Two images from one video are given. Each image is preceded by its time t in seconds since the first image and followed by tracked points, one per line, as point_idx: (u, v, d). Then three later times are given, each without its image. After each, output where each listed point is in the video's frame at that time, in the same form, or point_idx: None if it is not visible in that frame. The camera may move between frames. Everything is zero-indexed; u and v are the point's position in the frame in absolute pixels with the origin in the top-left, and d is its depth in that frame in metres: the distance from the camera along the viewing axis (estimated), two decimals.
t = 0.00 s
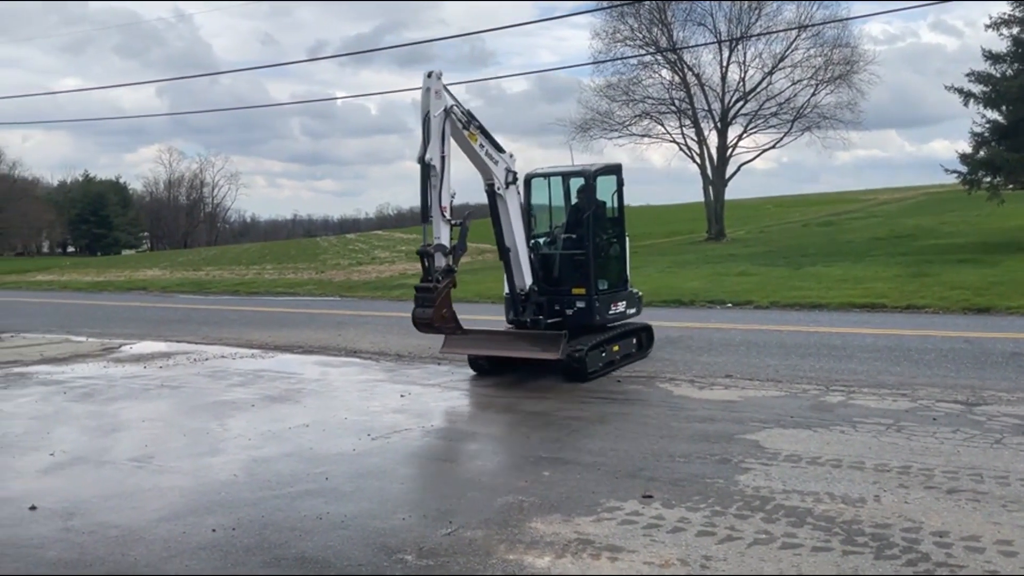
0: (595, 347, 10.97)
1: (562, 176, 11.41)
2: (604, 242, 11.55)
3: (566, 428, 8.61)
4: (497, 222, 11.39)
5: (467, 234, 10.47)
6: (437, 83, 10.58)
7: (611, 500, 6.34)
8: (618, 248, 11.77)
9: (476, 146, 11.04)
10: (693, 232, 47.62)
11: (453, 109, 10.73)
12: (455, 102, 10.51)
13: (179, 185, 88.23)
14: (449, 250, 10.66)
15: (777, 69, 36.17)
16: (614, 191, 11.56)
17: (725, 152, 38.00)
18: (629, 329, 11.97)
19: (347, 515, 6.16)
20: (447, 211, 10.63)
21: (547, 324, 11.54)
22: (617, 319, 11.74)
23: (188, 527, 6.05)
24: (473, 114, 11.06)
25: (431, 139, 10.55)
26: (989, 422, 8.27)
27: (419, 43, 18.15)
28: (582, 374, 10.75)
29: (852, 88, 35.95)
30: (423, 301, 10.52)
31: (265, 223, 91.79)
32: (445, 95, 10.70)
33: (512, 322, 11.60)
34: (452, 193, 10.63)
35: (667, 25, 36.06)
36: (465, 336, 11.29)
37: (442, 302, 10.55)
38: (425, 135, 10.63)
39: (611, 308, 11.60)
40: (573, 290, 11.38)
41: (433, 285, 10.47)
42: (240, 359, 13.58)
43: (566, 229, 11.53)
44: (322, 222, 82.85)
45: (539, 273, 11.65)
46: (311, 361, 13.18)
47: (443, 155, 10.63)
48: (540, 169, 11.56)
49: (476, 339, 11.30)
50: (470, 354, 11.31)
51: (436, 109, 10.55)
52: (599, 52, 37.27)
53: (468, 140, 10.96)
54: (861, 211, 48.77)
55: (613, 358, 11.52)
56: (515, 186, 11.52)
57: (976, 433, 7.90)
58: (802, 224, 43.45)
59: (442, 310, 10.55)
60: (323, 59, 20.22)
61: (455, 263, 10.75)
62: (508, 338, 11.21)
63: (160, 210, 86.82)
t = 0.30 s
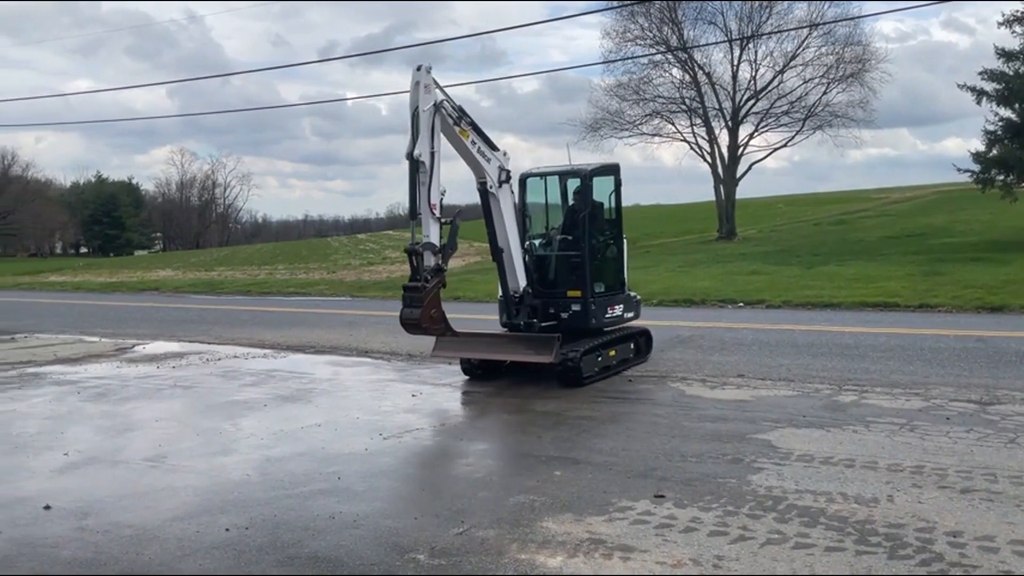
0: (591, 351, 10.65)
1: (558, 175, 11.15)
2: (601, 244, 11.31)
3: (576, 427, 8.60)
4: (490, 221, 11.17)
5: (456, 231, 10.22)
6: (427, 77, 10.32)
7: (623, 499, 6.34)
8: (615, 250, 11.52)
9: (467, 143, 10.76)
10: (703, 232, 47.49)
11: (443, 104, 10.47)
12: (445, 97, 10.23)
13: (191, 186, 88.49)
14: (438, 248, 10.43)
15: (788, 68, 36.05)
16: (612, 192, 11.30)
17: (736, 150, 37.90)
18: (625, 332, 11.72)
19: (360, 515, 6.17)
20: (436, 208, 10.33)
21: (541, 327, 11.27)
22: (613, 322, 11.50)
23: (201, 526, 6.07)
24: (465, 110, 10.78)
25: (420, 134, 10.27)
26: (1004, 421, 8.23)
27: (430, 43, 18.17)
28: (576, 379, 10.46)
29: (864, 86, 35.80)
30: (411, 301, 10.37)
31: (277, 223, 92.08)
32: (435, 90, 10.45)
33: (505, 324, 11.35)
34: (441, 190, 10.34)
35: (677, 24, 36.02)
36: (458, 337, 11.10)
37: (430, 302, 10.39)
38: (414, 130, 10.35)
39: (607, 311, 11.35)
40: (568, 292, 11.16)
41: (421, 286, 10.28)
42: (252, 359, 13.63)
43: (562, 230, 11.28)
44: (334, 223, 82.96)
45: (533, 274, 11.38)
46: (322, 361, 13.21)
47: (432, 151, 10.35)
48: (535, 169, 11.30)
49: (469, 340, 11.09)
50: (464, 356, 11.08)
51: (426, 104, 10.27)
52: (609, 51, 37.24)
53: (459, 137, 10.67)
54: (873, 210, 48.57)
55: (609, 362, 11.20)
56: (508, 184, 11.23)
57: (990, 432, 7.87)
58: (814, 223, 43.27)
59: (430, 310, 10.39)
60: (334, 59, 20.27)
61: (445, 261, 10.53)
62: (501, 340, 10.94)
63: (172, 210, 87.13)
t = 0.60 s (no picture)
0: (585, 355, 10.37)
1: (553, 175, 10.86)
2: (597, 245, 11.00)
3: (588, 427, 8.59)
4: (483, 222, 10.94)
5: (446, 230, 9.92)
6: (417, 71, 10.04)
7: (636, 499, 6.33)
8: (613, 252, 11.21)
9: (459, 139, 10.49)
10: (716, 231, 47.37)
11: (433, 98, 10.18)
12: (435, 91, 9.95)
13: (203, 186, 88.85)
14: (427, 247, 10.12)
15: (800, 66, 35.91)
16: (609, 192, 10.99)
17: (748, 149, 37.78)
18: (625, 336, 11.39)
19: (373, 514, 6.18)
20: (426, 206, 10.01)
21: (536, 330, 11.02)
22: (611, 326, 11.19)
23: (215, 525, 6.10)
24: (457, 106, 10.51)
25: (410, 129, 9.97)
26: (1019, 420, 8.19)
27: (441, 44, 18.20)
28: (570, 385, 10.17)
29: (877, 84, 35.64)
30: (399, 301, 10.05)
31: (289, 223, 92.27)
32: (425, 84, 10.15)
33: (499, 327, 11.13)
34: (430, 187, 10.03)
35: (689, 22, 35.93)
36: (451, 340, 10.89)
37: (419, 302, 10.08)
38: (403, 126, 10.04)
39: (604, 315, 11.04)
40: (564, 295, 10.87)
41: (409, 285, 9.97)
42: (264, 358, 13.67)
43: (557, 231, 10.99)
44: (346, 223, 83.15)
45: (528, 277, 11.14)
46: (334, 360, 13.24)
47: (421, 147, 10.04)
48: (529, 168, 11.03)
49: (462, 343, 10.87)
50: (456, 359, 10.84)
51: (415, 98, 9.98)
52: (620, 50, 37.19)
53: (450, 133, 10.41)
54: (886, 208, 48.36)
55: (605, 368, 10.89)
56: (501, 183, 10.97)
57: (1006, 430, 7.83)
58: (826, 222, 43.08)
59: (418, 311, 10.08)
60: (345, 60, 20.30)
61: (434, 261, 10.23)
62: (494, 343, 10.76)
63: (184, 210, 87.54)
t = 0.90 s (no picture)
0: (581, 359, 10.06)
1: (551, 175, 10.76)
2: (595, 247, 10.87)
3: (601, 426, 8.56)
4: (476, 220, 10.82)
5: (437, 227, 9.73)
6: (408, 62, 9.86)
7: (650, 498, 6.32)
8: (611, 255, 11.07)
9: (451, 134, 10.32)
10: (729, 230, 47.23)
11: (425, 91, 10.02)
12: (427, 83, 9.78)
13: (217, 187, 89.32)
14: (417, 244, 9.91)
15: (814, 63, 35.76)
16: (607, 193, 10.91)
17: (762, 147, 37.65)
18: (623, 341, 11.18)
19: (387, 513, 6.19)
20: (416, 201, 9.83)
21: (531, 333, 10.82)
22: (608, 330, 11.01)
23: (230, 524, 6.13)
24: (449, 100, 10.35)
25: (400, 121, 9.78)
26: None
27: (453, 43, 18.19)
28: (565, 390, 9.87)
29: (891, 82, 35.46)
30: (386, 300, 9.82)
31: (302, 224, 92.68)
32: (416, 76, 9.97)
33: (493, 330, 10.91)
34: (420, 182, 9.85)
35: (701, 20, 35.85)
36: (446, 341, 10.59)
37: (407, 301, 9.84)
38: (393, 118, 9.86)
39: (601, 318, 10.88)
40: (560, 297, 10.72)
41: (397, 283, 9.74)
42: (278, 358, 13.71)
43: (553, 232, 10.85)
44: (359, 223, 83.37)
45: (523, 279, 10.96)
46: (347, 360, 13.27)
47: (411, 140, 9.87)
48: (525, 167, 10.93)
49: (457, 345, 10.54)
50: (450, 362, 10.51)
51: (407, 89, 9.80)
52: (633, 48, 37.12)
53: (441, 127, 10.24)
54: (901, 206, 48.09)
55: (603, 372, 10.58)
56: (494, 180, 10.85)
57: (1022, 430, 7.78)
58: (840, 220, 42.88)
59: (406, 310, 9.83)
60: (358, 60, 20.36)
61: (424, 259, 10.00)
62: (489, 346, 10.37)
63: (198, 211, 88.02)
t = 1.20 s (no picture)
0: (577, 364, 9.89)
1: (547, 175, 10.69)
2: (593, 248, 10.80)
3: (615, 427, 8.54)
4: (469, 222, 10.76)
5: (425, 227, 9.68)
6: (396, 58, 9.84)
7: (666, 498, 6.30)
8: (609, 255, 11.00)
9: (442, 133, 10.29)
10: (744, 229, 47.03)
11: (414, 87, 9.99)
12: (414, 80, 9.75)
13: (232, 189, 89.82)
14: (405, 246, 9.86)
15: (829, 62, 35.60)
16: (605, 193, 10.84)
17: (776, 146, 37.51)
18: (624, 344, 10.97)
19: (402, 513, 6.21)
20: (403, 201, 9.79)
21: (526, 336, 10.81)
22: (605, 333, 10.96)
23: (247, 523, 6.16)
24: (440, 97, 10.31)
25: (387, 119, 9.76)
26: None
27: (467, 43, 18.21)
28: (560, 395, 9.71)
29: (907, 79, 35.25)
30: (373, 302, 9.76)
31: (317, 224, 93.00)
32: (405, 73, 9.95)
33: (488, 333, 10.91)
34: (408, 181, 9.81)
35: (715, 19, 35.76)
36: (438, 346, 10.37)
37: (394, 303, 9.77)
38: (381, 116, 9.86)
39: (598, 321, 10.82)
40: (556, 300, 10.68)
41: (384, 284, 9.68)
42: (293, 359, 13.76)
43: (550, 234, 10.80)
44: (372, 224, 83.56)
45: (519, 280, 10.94)
46: (362, 360, 13.31)
47: (399, 138, 9.85)
48: (521, 167, 10.85)
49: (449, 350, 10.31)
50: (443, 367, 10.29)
51: (394, 86, 9.79)
52: (646, 48, 37.06)
53: (431, 125, 10.21)
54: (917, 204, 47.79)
55: (601, 378, 10.38)
56: (488, 180, 10.77)
57: None
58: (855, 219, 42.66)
59: (393, 312, 9.77)
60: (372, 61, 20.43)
61: (412, 261, 9.95)
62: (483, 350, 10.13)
63: (213, 212, 88.49)
